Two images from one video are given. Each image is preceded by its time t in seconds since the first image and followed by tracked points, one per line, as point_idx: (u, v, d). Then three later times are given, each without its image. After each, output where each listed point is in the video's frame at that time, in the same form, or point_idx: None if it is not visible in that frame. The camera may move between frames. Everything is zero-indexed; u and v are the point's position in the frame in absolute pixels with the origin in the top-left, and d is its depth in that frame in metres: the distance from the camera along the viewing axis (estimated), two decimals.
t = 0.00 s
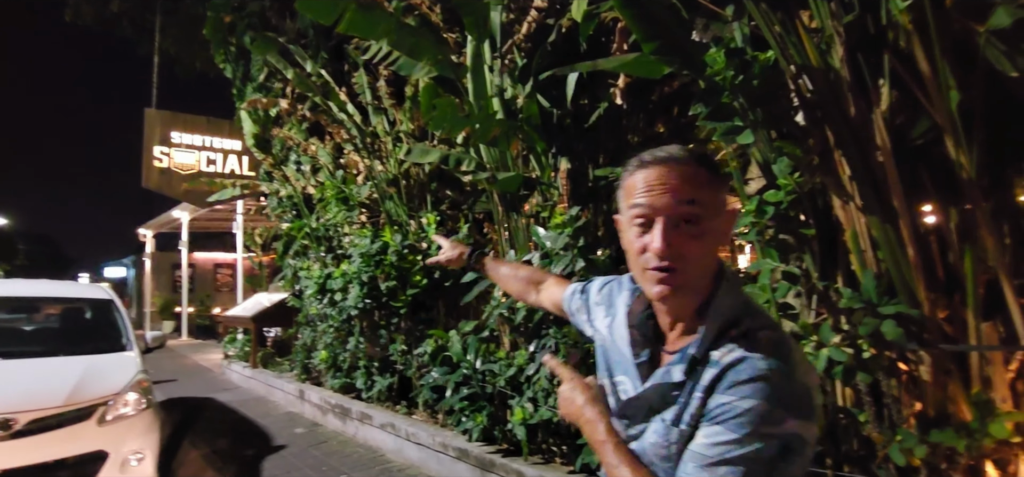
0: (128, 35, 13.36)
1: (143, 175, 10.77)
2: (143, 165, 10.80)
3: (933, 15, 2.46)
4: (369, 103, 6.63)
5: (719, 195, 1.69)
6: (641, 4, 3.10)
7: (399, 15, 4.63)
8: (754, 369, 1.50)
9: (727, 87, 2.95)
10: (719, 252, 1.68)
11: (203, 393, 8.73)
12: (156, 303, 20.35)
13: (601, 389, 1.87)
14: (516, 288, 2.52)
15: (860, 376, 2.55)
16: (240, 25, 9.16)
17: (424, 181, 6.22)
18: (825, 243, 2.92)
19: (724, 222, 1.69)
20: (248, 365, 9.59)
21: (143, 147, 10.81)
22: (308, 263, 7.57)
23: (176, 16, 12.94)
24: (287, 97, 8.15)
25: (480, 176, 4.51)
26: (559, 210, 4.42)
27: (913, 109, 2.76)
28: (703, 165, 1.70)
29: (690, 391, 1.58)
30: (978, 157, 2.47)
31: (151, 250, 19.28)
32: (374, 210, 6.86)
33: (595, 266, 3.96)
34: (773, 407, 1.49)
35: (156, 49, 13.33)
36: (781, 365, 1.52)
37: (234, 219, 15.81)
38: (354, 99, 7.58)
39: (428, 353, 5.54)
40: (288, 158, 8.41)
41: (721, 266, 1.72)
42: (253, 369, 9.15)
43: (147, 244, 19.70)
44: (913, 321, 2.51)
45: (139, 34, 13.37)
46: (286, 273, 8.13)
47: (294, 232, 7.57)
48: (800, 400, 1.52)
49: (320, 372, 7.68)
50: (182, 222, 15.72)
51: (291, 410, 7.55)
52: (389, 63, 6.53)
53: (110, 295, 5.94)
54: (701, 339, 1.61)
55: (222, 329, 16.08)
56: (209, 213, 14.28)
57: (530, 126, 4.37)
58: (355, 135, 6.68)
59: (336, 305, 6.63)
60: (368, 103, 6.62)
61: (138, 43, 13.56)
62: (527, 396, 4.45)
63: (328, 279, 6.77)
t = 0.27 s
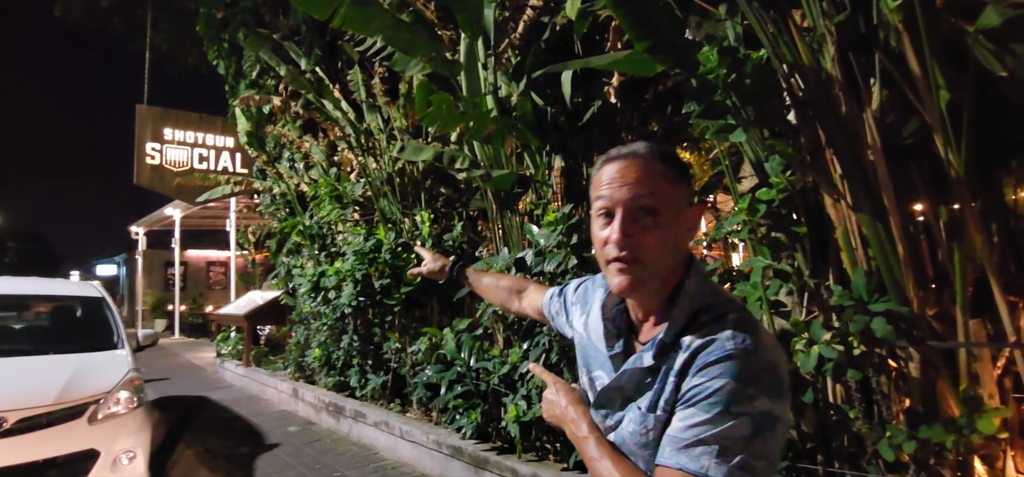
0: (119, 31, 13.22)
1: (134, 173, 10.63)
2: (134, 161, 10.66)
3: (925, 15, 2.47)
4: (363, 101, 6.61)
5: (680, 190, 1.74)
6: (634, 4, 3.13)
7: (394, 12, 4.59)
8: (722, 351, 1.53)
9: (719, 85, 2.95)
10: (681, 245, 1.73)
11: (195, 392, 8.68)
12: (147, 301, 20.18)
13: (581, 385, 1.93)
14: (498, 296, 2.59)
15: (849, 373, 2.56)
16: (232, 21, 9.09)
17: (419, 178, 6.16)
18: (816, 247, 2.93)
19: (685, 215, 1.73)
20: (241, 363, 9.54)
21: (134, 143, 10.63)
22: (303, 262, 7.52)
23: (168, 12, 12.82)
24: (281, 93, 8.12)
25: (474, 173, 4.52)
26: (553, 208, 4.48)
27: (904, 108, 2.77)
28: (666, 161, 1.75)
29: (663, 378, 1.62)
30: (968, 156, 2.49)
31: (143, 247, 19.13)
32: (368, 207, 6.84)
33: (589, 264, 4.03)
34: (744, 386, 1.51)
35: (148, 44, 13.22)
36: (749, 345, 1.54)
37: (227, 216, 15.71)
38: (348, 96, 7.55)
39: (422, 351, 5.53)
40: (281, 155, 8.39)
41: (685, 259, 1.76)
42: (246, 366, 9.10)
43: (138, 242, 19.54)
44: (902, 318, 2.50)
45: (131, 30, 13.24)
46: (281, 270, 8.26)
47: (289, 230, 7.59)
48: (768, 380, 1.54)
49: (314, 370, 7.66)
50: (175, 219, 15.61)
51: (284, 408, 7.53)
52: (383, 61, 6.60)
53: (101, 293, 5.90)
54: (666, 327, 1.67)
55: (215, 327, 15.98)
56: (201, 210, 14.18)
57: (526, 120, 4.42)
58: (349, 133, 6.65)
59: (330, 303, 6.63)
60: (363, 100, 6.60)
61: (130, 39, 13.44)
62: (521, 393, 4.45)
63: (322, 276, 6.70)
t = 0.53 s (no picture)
0: (111, 26, 13.11)
1: (126, 169, 10.55)
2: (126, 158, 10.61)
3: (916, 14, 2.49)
4: (358, 97, 6.60)
5: (654, 192, 1.71)
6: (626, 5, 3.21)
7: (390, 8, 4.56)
8: (699, 348, 1.53)
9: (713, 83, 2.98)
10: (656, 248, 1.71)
11: (187, 390, 8.64)
12: (138, 299, 20.04)
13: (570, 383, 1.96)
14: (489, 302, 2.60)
15: (841, 369, 2.55)
16: (224, 16, 9.04)
17: (413, 174, 6.20)
18: (809, 238, 2.96)
19: (659, 217, 1.71)
20: (234, 361, 9.48)
21: (126, 138, 10.58)
22: (294, 259, 7.47)
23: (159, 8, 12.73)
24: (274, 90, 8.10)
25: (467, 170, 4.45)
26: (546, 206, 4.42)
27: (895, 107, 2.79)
28: (639, 163, 1.71)
29: (644, 377, 1.63)
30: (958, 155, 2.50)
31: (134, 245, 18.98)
32: (362, 204, 6.82)
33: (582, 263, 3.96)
34: (721, 382, 1.49)
35: (139, 40, 13.11)
36: (723, 342, 1.53)
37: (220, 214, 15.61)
38: (342, 92, 7.54)
39: (416, 349, 5.51)
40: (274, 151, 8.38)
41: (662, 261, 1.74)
42: (238, 364, 9.04)
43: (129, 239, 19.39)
44: (893, 315, 2.50)
45: (122, 26, 13.14)
46: (274, 268, 8.22)
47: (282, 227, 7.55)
48: (744, 376, 1.52)
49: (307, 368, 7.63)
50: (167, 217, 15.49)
51: (277, 406, 7.49)
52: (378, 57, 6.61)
53: (92, 290, 5.85)
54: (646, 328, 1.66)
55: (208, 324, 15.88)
56: (193, 207, 14.09)
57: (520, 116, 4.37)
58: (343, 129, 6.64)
59: (321, 300, 6.47)
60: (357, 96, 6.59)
61: (122, 35, 13.34)
62: (514, 391, 4.46)
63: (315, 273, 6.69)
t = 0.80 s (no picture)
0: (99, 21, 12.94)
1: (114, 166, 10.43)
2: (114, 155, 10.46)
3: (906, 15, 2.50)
4: (350, 94, 6.56)
5: (637, 192, 1.71)
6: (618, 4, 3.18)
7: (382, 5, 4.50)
8: (686, 344, 1.53)
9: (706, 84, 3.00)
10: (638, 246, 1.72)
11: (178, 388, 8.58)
12: (127, 296, 19.87)
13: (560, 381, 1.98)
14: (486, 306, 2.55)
15: (831, 368, 2.58)
16: (214, 10, 8.95)
17: (405, 172, 6.17)
18: (799, 237, 2.98)
19: (642, 217, 1.71)
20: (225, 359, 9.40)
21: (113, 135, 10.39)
22: (288, 257, 7.47)
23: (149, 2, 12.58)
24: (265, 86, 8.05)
25: (462, 168, 4.51)
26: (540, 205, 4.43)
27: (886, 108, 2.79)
28: (621, 164, 1.73)
29: (633, 374, 1.63)
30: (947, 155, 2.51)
31: (122, 242, 18.78)
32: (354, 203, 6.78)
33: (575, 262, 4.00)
34: (707, 377, 1.49)
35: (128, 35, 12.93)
36: (708, 338, 1.53)
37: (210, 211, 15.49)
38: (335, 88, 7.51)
39: (409, 347, 5.47)
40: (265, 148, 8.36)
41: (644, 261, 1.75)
42: (229, 363, 8.98)
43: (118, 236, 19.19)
44: (882, 313, 2.53)
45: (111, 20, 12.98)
46: (266, 265, 8.16)
47: (273, 224, 7.50)
48: (728, 371, 1.52)
49: (298, 366, 7.59)
50: (157, 214, 15.34)
51: (268, 404, 7.46)
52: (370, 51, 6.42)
53: (80, 288, 5.79)
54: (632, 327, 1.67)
55: (199, 322, 15.76)
56: (183, 204, 13.96)
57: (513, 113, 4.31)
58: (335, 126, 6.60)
59: (315, 298, 6.56)
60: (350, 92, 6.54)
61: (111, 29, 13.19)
62: (506, 389, 4.47)
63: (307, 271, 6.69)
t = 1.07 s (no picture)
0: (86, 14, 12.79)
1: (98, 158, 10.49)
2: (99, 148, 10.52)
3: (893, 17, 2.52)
4: (340, 91, 6.52)
5: (620, 192, 1.71)
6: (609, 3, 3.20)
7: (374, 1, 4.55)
8: (672, 345, 1.53)
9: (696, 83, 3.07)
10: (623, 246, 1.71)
11: (162, 386, 8.49)
12: (111, 293, 19.63)
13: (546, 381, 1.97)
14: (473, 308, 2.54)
15: (815, 367, 2.64)
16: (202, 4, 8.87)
17: (395, 171, 6.07)
18: (786, 236, 3.01)
19: (627, 217, 1.71)
20: (210, 357, 9.29)
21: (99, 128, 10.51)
22: (272, 254, 7.40)
23: None
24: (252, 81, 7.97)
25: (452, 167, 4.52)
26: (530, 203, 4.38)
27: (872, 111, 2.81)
28: (604, 165, 1.72)
29: (618, 374, 1.63)
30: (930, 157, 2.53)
31: (107, 238, 18.53)
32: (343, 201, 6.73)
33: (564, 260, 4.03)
34: (692, 379, 1.50)
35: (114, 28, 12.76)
36: (692, 339, 1.53)
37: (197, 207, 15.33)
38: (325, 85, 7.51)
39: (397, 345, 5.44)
40: (253, 143, 8.31)
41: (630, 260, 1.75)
42: (214, 361, 8.88)
43: (101, 232, 18.95)
44: (867, 314, 2.58)
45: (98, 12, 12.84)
46: (252, 263, 8.08)
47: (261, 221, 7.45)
48: (713, 372, 1.52)
49: (284, 364, 7.53)
50: (142, 210, 15.18)
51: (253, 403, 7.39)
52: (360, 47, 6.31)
53: (60, 284, 5.71)
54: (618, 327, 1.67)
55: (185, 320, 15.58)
56: (170, 200, 13.82)
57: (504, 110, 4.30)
58: (324, 123, 6.57)
59: (302, 296, 6.49)
60: (340, 89, 6.50)
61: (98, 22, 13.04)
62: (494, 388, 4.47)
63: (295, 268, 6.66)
